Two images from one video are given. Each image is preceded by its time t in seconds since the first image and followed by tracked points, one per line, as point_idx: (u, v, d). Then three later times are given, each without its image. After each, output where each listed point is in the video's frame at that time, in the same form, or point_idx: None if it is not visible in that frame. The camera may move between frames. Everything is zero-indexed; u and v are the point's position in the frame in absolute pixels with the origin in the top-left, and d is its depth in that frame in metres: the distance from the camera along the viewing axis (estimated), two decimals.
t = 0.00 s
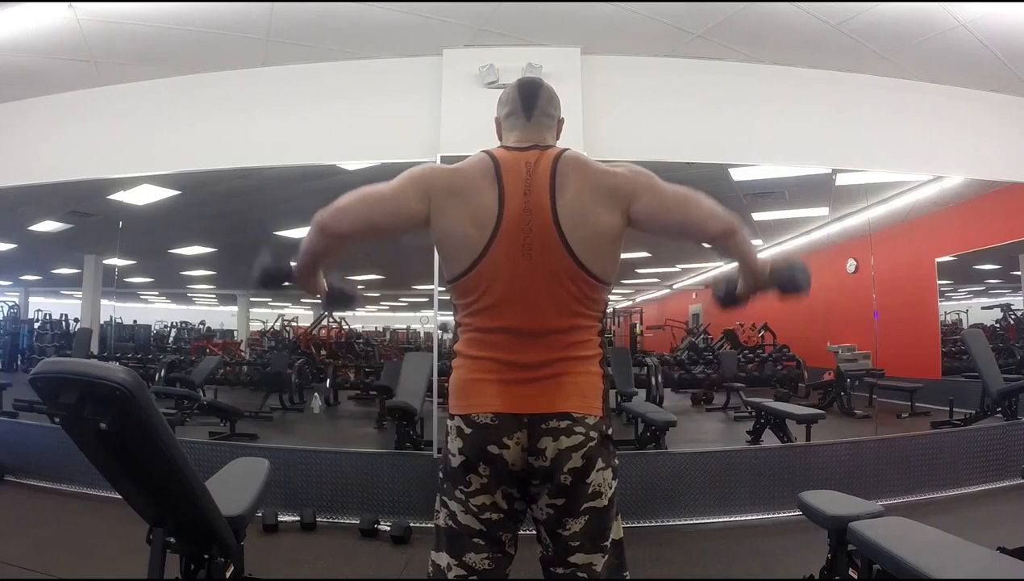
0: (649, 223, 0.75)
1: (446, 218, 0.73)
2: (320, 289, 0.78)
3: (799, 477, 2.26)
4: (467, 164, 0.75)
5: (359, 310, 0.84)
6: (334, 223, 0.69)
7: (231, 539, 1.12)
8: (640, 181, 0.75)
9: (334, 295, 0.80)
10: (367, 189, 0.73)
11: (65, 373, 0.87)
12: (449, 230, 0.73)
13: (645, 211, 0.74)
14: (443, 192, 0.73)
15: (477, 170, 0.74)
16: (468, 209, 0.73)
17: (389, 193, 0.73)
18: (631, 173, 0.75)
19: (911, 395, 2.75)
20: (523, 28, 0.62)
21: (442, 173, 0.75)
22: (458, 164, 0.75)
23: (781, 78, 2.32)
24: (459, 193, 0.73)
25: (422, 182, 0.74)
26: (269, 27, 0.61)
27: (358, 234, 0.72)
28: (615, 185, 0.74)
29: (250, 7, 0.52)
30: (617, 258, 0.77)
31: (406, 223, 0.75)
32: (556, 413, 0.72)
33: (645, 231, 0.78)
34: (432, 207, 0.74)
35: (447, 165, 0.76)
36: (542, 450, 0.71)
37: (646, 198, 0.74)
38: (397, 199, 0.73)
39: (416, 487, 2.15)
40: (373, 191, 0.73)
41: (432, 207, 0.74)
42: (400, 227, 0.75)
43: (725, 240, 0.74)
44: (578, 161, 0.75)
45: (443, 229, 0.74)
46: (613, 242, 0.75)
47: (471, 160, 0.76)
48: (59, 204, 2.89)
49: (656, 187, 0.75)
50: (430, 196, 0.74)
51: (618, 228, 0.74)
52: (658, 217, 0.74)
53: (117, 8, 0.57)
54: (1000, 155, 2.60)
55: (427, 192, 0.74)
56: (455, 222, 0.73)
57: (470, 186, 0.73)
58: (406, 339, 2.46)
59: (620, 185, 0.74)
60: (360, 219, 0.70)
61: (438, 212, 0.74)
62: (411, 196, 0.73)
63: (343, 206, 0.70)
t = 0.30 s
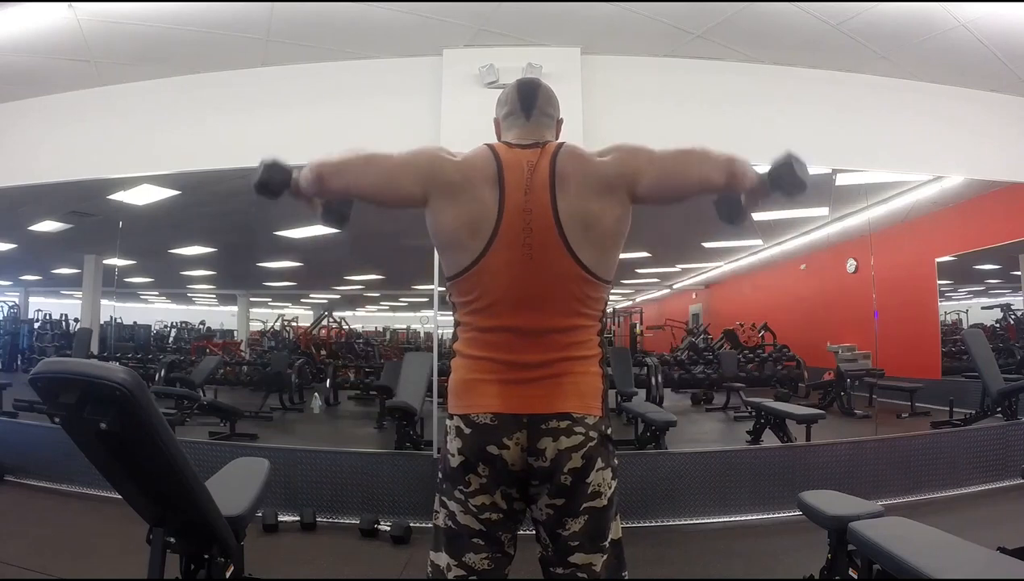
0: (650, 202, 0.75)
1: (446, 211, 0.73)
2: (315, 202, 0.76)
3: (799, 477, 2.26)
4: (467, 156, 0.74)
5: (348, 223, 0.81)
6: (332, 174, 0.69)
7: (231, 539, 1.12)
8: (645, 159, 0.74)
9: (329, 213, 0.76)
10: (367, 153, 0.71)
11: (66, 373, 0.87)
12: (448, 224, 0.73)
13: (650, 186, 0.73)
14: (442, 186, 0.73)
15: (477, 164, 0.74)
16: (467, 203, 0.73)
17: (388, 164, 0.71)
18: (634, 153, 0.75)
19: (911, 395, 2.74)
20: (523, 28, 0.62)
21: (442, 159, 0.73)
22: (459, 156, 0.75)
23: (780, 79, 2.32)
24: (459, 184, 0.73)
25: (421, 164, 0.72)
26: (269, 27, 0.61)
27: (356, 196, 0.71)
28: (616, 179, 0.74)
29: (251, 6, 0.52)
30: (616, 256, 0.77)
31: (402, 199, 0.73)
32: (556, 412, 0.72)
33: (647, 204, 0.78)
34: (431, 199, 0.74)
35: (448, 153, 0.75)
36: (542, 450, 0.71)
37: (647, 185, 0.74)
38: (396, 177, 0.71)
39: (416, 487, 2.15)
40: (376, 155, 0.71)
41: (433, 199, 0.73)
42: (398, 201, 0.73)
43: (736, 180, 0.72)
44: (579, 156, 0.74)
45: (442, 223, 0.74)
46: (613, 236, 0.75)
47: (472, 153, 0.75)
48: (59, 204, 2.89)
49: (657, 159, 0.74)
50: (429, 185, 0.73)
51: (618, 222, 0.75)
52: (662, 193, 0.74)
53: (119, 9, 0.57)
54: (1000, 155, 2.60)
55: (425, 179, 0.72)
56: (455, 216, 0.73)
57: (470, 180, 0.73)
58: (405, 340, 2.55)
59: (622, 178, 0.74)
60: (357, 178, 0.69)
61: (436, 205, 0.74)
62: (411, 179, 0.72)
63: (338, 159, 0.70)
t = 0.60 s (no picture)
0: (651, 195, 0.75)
1: (446, 207, 0.73)
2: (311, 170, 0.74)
3: (799, 477, 2.26)
4: (467, 152, 0.74)
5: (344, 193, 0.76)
6: (333, 160, 0.71)
7: (231, 539, 1.12)
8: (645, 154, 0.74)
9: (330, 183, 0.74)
10: (369, 141, 0.72)
11: (66, 373, 0.87)
12: (449, 222, 0.73)
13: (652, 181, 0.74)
14: (442, 183, 0.73)
15: (476, 162, 0.73)
16: (467, 200, 0.73)
17: (388, 155, 0.71)
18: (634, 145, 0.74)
19: (911, 395, 2.74)
20: (524, 29, 0.63)
21: (441, 156, 0.73)
22: (459, 153, 0.74)
23: (781, 79, 2.32)
24: (459, 181, 0.73)
25: (422, 159, 0.72)
26: (269, 26, 0.61)
27: (359, 184, 0.72)
28: (616, 177, 0.73)
29: (251, 6, 0.52)
30: (615, 255, 0.77)
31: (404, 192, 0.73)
32: (556, 413, 0.72)
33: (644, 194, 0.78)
34: (431, 195, 0.74)
35: (449, 148, 0.75)
36: (542, 451, 0.71)
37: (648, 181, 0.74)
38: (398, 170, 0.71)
39: (416, 487, 2.15)
40: (378, 147, 0.71)
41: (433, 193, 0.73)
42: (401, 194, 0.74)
43: (732, 162, 0.75)
44: (577, 153, 0.73)
45: (443, 221, 0.74)
46: (613, 234, 0.75)
47: (471, 150, 0.74)
48: (58, 204, 2.89)
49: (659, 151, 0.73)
50: (429, 182, 0.73)
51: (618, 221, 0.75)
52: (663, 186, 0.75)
53: (119, 9, 0.57)
54: (1000, 155, 2.59)
55: (424, 175, 0.72)
56: (456, 214, 0.73)
57: (469, 177, 0.72)
58: (406, 339, 2.53)
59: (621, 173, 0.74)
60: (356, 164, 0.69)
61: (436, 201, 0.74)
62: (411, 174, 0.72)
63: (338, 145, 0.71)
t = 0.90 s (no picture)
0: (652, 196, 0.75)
1: (444, 207, 0.73)
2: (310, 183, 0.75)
3: (799, 477, 2.26)
4: (463, 151, 0.74)
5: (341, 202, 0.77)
6: (329, 166, 0.70)
7: (231, 539, 1.12)
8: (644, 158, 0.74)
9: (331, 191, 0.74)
10: (362, 146, 0.71)
11: (66, 372, 0.87)
12: (447, 223, 0.73)
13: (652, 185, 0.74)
14: (440, 184, 0.73)
15: (473, 162, 0.73)
16: (466, 201, 0.73)
17: (383, 157, 0.71)
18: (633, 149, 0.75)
19: (911, 395, 2.74)
20: (523, 28, 0.63)
21: (438, 157, 0.73)
22: (457, 153, 0.74)
23: (780, 79, 2.32)
24: (457, 182, 0.73)
25: (418, 161, 0.72)
26: (269, 26, 0.61)
27: (357, 188, 0.72)
28: (614, 178, 0.73)
29: (251, 6, 0.52)
30: (614, 255, 0.77)
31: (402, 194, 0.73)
32: (554, 413, 0.72)
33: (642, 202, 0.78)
34: (429, 196, 0.74)
35: (446, 149, 0.75)
36: (540, 451, 0.71)
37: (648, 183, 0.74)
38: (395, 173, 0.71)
39: (415, 487, 2.15)
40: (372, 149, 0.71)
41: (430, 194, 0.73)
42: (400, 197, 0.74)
43: (734, 174, 0.76)
44: (576, 154, 0.73)
45: (441, 222, 0.74)
46: (612, 234, 0.75)
47: (467, 150, 0.74)
48: (58, 204, 2.89)
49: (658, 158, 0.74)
50: (428, 183, 0.73)
51: (618, 222, 0.75)
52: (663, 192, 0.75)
53: (119, 9, 0.57)
54: (1000, 155, 2.59)
55: (422, 175, 0.72)
56: (454, 214, 0.73)
57: (467, 179, 0.72)
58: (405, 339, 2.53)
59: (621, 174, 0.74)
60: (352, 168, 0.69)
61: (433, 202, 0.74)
62: (408, 175, 0.72)
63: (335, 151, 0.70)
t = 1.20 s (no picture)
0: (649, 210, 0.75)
1: (441, 213, 0.73)
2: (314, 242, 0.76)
3: (799, 477, 2.26)
4: (460, 158, 0.74)
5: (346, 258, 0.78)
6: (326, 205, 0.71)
7: (231, 539, 1.12)
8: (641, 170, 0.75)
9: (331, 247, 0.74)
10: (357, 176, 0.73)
11: (66, 373, 0.87)
12: (446, 228, 0.74)
13: (647, 203, 0.75)
14: (437, 191, 0.73)
15: (471, 167, 0.74)
16: (463, 206, 0.73)
17: (378, 184, 0.72)
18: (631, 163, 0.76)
19: (911, 395, 2.76)
20: (523, 28, 0.63)
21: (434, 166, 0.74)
22: (453, 160, 0.74)
23: (780, 79, 2.32)
24: (455, 189, 0.73)
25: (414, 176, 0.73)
26: (269, 26, 0.61)
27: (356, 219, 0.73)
28: (611, 182, 0.74)
29: (251, 7, 0.52)
30: (613, 257, 0.77)
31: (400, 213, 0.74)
32: (553, 413, 0.72)
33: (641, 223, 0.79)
34: (427, 206, 0.74)
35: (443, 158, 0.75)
36: (538, 452, 0.71)
37: (645, 194, 0.74)
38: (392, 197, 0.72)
39: (415, 487, 2.15)
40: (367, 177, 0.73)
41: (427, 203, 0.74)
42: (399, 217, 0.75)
43: (733, 213, 0.76)
44: (573, 158, 0.74)
45: (439, 228, 0.74)
46: (609, 241, 0.76)
47: (465, 155, 0.75)
48: (58, 204, 2.90)
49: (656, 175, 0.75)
50: (425, 194, 0.73)
51: (616, 227, 0.75)
52: (660, 212, 0.75)
53: (119, 9, 0.57)
54: (1000, 155, 2.59)
55: (418, 187, 0.73)
56: (452, 218, 0.73)
57: (464, 185, 0.73)
58: (405, 339, 2.53)
59: (619, 181, 0.74)
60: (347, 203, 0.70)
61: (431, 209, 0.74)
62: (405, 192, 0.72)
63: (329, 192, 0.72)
